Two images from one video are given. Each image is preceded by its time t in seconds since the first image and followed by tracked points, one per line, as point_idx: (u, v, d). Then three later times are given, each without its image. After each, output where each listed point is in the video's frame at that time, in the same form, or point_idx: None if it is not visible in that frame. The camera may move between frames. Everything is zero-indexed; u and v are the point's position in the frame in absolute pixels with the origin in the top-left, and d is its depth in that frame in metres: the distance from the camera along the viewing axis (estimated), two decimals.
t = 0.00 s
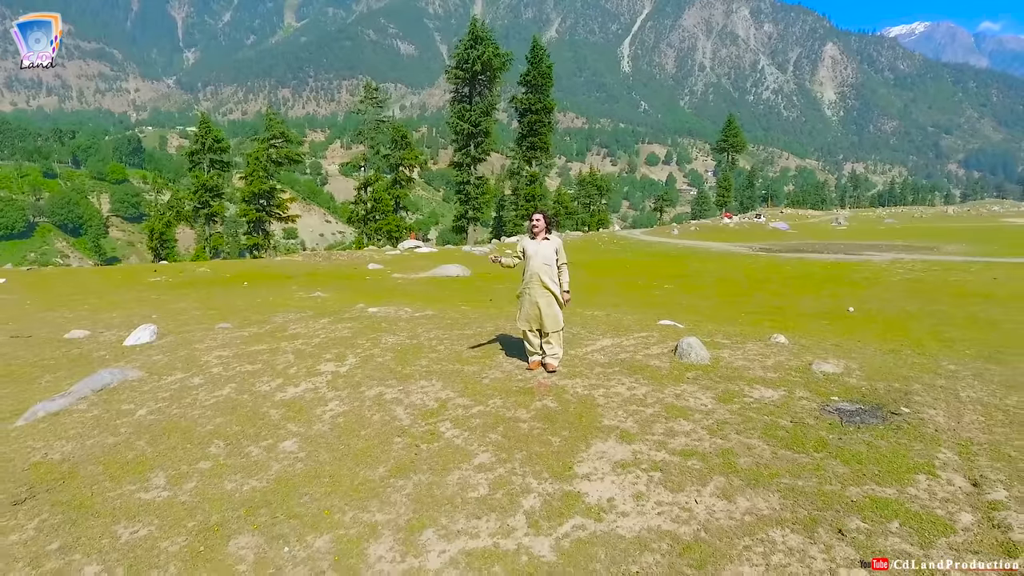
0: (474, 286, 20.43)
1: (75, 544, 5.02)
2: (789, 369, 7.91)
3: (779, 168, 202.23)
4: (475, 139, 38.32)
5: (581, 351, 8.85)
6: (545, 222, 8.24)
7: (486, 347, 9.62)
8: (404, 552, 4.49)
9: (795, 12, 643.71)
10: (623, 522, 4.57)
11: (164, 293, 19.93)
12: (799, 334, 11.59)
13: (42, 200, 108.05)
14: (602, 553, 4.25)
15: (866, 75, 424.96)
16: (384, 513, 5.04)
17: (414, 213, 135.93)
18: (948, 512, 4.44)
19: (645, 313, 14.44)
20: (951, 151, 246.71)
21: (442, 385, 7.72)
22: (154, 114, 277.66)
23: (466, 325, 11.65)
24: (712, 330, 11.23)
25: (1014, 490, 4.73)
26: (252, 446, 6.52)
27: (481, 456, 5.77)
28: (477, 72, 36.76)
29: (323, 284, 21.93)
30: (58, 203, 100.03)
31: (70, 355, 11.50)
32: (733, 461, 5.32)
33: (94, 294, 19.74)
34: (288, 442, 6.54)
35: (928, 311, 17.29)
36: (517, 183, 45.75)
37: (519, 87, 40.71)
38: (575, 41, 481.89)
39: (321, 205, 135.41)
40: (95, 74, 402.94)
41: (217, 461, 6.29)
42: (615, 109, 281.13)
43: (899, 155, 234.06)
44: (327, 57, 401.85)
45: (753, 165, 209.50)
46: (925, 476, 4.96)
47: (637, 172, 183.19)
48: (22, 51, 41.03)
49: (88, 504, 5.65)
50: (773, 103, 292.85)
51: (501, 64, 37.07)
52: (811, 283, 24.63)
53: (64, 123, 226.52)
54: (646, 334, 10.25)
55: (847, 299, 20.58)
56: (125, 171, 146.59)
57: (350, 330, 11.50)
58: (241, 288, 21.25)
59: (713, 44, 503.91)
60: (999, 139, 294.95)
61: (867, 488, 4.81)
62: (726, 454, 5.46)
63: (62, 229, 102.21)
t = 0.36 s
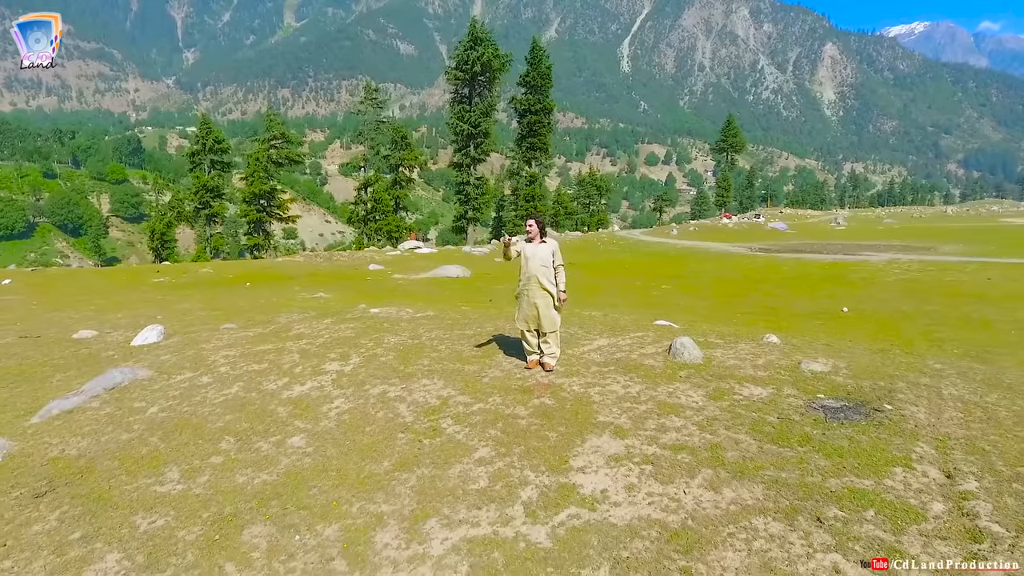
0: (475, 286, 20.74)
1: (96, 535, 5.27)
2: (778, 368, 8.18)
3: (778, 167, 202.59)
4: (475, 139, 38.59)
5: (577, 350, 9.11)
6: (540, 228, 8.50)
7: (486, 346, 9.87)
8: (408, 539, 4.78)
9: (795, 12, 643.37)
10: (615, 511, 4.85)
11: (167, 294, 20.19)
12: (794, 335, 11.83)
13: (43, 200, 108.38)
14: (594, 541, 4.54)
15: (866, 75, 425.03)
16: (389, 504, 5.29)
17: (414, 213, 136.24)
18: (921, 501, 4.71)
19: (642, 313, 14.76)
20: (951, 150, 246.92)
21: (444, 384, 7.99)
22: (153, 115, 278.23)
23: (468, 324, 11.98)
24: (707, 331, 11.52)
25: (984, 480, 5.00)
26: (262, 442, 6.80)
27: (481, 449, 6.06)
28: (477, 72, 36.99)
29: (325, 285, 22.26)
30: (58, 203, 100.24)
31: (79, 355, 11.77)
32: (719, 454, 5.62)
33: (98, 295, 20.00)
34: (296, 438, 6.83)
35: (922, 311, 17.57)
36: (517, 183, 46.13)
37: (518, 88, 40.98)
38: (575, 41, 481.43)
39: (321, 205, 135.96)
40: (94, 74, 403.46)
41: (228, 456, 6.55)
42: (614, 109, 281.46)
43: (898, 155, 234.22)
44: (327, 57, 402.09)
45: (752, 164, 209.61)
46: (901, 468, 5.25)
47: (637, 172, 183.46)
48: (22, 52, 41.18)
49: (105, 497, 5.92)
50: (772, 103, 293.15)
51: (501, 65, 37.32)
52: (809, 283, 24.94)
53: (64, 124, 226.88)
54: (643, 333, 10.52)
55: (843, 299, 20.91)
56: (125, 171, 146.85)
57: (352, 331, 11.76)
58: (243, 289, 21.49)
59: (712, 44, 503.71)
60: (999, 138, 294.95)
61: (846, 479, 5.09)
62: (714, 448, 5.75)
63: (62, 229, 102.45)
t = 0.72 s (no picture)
0: (475, 287, 21.04)
1: (114, 525, 5.54)
2: (769, 367, 8.45)
3: (778, 167, 202.85)
4: (475, 140, 38.86)
5: (574, 350, 9.36)
6: (538, 231, 8.71)
7: (487, 346, 10.13)
8: (413, 529, 5.04)
9: (795, 12, 643.57)
10: (609, 501, 5.12)
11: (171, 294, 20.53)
12: (787, 334, 12.12)
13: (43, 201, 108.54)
14: (588, 529, 4.81)
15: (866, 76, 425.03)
16: (394, 495, 5.57)
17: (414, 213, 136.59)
18: (899, 491, 4.99)
19: (639, 313, 15.12)
20: (951, 150, 247.04)
21: (445, 381, 8.26)
22: (153, 115, 278.32)
23: (469, 324, 12.25)
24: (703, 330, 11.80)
25: (960, 472, 5.28)
26: (271, 437, 7.07)
27: (482, 444, 6.33)
28: (476, 73, 37.27)
29: (326, 286, 22.56)
30: (58, 203, 100.35)
31: (88, 354, 12.01)
32: (709, 448, 5.88)
33: (103, 295, 20.31)
34: (304, 434, 7.10)
35: (914, 311, 17.86)
36: (517, 183, 46.35)
37: (518, 88, 41.21)
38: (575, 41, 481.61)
39: (321, 205, 136.77)
40: (94, 74, 404.00)
41: (239, 452, 6.81)
42: (614, 109, 281.76)
43: (898, 155, 234.41)
44: (327, 57, 402.12)
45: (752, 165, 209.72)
46: (881, 462, 5.51)
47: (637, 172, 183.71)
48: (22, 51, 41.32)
49: (122, 490, 6.20)
50: (772, 103, 293.27)
51: (501, 66, 37.56)
52: (805, 283, 25.25)
53: (63, 124, 226.80)
54: (639, 334, 10.77)
55: (838, 299, 21.21)
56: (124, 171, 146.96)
57: (354, 331, 12.00)
58: (245, 289, 21.77)
59: (712, 43, 503.86)
60: (999, 139, 295.02)
61: (828, 472, 5.37)
62: (706, 442, 6.00)
63: (62, 229, 102.62)
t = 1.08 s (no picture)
0: (475, 287, 21.32)
1: (132, 517, 5.81)
2: (761, 366, 8.72)
3: (777, 168, 203.17)
4: (475, 141, 39.16)
5: (572, 350, 9.58)
6: (537, 233, 8.91)
7: (486, 346, 10.39)
8: (417, 520, 5.29)
9: (795, 12, 643.72)
10: (604, 495, 5.37)
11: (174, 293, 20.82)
12: (780, 333, 12.46)
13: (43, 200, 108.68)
14: (584, 520, 5.06)
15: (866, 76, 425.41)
16: (398, 488, 5.84)
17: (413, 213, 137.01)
18: (878, 485, 5.25)
19: (636, 313, 15.53)
20: (951, 150, 247.26)
21: (447, 381, 8.49)
22: (153, 115, 278.24)
23: (469, 325, 12.52)
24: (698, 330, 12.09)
25: (939, 467, 5.52)
26: (278, 434, 7.33)
27: (483, 441, 6.58)
28: (477, 74, 37.52)
29: (327, 286, 22.84)
30: (58, 203, 100.44)
31: (96, 354, 12.28)
32: (701, 444, 6.13)
33: (106, 295, 20.60)
34: (311, 431, 7.36)
35: (907, 311, 18.22)
36: (516, 183, 46.58)
37: (518, 89, 41.43)
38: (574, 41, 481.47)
39: (320, 205, 137.73)
40: (94, 74, 403.86)
41: (248, 447, 7.07)
42: (614, 109, 281.79)
43: (898, 155, 234.47)
44: (327, 57, 402.31)
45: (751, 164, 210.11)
46: (864, 456, 5.78)
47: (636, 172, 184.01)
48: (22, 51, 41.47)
49: (137, 483, 6.45)
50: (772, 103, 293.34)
51: (500, 67, 37.80)
52: (802, 283, 25.59)
53: (63, 123, 226.35)
54: (637, 334, 11.00)
55: (833, 299, 21.54)
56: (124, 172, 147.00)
57: (357, 330, 12.27)
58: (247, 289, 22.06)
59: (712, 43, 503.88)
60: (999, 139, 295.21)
61: (814, 466, 5.61)
62: (697, 438, 6.26)
63: (63, 229, 102.88)
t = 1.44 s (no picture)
0: (474, 288, 21.63)
1: (145, 511, 6.06)
2: (752, 365, 8.97)
3: (777, 168, 203.64)
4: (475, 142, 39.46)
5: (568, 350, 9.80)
6: (536, 236, 9.06)
7: (486, 346, 10.64)
8: (419, 513, 5.55)
9: (794, 12, 644.15)
10: (597, 489, 5.64)
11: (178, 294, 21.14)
12: (774, 334, 12.79)
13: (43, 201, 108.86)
14: (578, 512, 5.31)
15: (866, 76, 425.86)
16: (400, 483, 6.10)
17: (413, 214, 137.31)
18: (858, 478, 5.52)
19: (634, 313, 15.90)
20: (950, 151, 247.36)
21: (446, 380, 8.73)
22: (152, 115, 278.12)
23: (469, 326, 12.76)
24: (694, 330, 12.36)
25: (917, 462, 5.79)
26: (285, 432, 7.58)
27: (482, 438, 6.83)
28: (476, 75, 37.74)
29: (327, 287, 23.11)
30: (58, 203, 100.52)
31: (104, 354, 12.54)
32: (691, 440, 6.40)
33: (110, 295, 20.90)
34: (316, 428, 7.61)
35: (901, 311, 18.58)
36: (516, 184, 46.80)
37: (518, 90, 41.63)
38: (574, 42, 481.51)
39: (320, 206, 138.08)
40: (93, 75, 403.44)
41: (256, 444, 7.33)
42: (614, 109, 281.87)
43: (897, 155, 234.68)
44: (327, 57, 402.26)
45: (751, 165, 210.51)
46: (846, 452, 6.05)
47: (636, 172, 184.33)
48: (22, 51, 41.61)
49: (149, 480, 6.70)
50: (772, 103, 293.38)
51: (500, 68, 37.99)
52: (798, 284, 25.97)
53: (63, 122, 226.09)
54: (633, 334, 11.22)
55: (828, 299, 21.91)
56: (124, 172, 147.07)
57: (359, 332, 12.52)
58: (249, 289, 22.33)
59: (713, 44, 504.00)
60: (998, 139, 295.51)
61: (798, 460, 5.88)
62: (688, 435, 6.51)
63: (63, 230, 103.07)
